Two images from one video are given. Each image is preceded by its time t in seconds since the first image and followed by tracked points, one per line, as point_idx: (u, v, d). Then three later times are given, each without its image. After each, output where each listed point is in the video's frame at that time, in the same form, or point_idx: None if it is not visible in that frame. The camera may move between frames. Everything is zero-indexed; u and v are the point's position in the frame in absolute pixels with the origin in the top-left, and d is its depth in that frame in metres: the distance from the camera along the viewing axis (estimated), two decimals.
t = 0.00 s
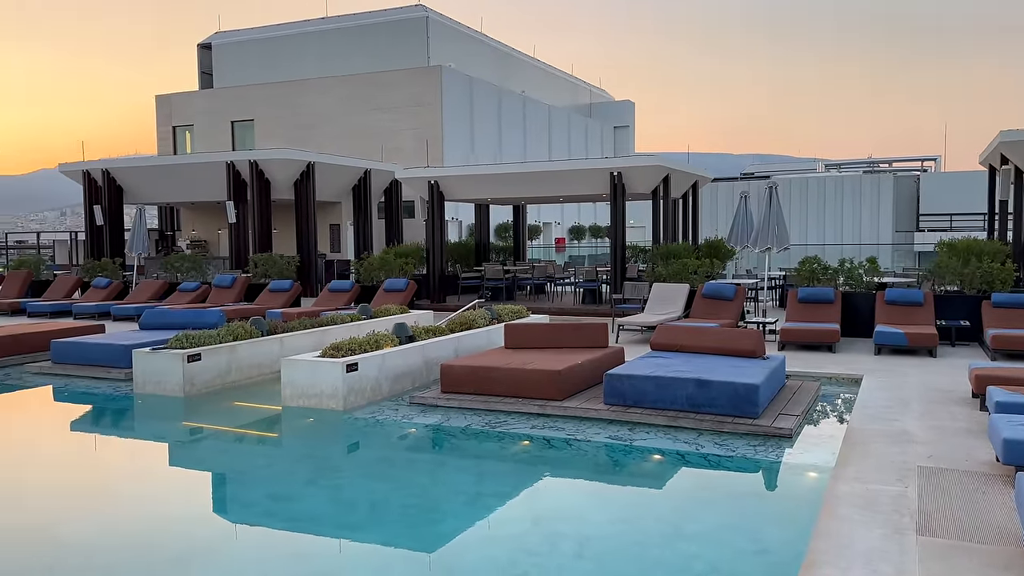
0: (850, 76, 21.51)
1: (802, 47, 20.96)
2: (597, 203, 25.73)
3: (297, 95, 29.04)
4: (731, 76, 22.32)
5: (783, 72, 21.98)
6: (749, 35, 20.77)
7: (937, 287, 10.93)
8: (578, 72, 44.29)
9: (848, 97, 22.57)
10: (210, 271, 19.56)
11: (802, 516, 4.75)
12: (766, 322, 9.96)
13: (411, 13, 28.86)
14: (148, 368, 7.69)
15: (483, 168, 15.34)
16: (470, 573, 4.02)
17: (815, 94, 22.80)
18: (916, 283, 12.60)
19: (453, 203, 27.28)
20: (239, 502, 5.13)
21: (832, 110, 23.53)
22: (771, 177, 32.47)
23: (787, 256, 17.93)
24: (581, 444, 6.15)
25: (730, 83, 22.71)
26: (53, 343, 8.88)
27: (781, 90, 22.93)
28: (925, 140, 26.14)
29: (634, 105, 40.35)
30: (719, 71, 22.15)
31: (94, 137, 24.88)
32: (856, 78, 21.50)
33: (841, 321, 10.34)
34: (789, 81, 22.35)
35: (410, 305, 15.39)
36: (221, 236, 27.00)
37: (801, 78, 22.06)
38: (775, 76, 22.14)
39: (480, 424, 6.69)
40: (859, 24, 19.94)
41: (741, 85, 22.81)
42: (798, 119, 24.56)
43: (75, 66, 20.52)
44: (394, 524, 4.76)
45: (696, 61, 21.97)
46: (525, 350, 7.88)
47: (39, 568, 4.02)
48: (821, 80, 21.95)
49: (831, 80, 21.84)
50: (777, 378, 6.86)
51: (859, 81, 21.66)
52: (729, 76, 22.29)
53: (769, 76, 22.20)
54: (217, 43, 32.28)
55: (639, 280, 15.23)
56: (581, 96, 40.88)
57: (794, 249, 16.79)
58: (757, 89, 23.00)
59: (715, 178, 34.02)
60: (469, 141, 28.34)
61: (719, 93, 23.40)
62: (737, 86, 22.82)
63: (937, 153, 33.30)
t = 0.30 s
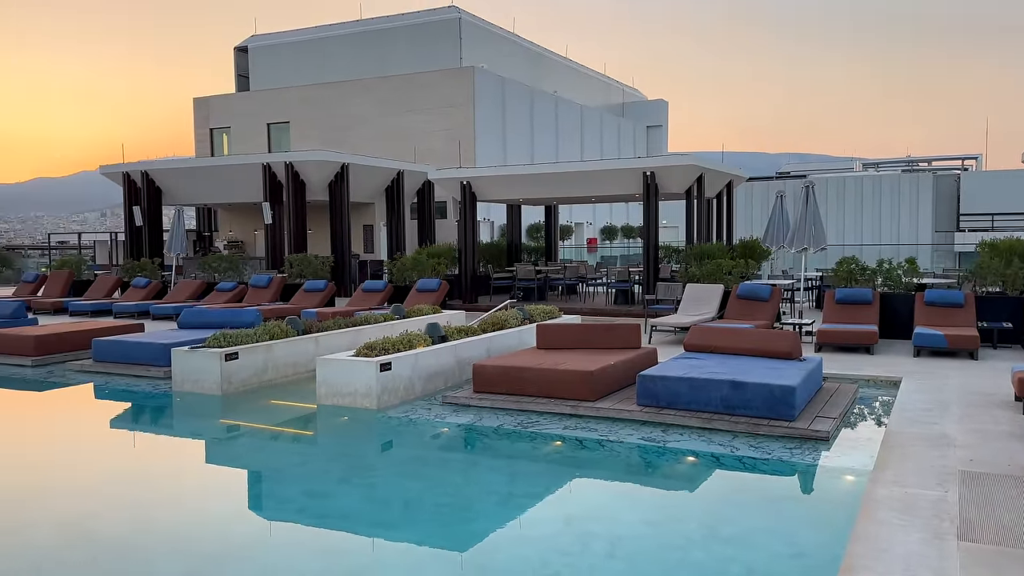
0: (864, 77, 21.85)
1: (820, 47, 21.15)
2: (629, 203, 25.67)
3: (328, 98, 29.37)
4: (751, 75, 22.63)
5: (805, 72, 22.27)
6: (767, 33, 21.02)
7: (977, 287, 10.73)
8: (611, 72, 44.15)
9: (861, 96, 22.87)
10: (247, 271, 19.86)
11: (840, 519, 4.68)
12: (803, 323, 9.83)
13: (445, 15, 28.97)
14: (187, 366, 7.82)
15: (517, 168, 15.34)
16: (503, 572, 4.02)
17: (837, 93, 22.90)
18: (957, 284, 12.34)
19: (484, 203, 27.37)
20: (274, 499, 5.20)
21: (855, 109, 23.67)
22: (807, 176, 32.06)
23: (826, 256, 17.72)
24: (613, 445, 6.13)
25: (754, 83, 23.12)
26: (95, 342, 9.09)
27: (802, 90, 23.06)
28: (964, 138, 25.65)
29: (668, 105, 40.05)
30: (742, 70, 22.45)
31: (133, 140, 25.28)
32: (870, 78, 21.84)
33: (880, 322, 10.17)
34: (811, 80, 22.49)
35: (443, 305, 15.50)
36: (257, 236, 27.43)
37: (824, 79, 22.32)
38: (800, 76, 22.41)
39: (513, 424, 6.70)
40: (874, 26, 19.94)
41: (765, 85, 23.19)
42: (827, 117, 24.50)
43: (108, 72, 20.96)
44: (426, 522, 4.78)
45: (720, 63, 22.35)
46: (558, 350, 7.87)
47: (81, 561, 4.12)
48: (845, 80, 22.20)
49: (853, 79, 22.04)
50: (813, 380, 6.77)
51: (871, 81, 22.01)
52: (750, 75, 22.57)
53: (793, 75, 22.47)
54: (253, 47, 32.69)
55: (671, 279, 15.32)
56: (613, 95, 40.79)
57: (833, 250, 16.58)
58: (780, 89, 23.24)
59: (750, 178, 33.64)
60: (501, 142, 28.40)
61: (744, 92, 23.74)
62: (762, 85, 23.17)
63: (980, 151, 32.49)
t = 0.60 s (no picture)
0: (876, 77, 21.43)
1: (838, 47, 20.88)
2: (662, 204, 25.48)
3: (360, 99, 29.68)
4: (779, 74, 22.64)
5: (831, 72, 21.84)
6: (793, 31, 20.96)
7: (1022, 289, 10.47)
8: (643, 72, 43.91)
9: (878, 97, 22.47)
10: (284, 271, 20.13)
11: (880, 523, 4.59)
12: (841, 325, 9.69)
13: (480, 16, 29.15)
14: (226, 365, 7.95)
15: (551, 168, 15.36)
16: (537, 573, 4.02)
17: (860, 93, 22.46)
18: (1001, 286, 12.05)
19: (517, 204, 27.37)
20: (310, 497, 5.25)
21: (888, 110, 23.37)
22: (846, 176, 31.54)
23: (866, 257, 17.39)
24: (648, 446, 6.09)
25: (781, 80, 22.94)
26: (136, 340, 9.29)
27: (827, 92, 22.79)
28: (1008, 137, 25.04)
29: (703, 104, 39.67)
30: (771, 68, 22.44)
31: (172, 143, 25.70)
32: (881, 78, 21.43)
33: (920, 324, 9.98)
34: (837, 83, 22.21)
35: (476, 305, 15.57)
36: (293, 237, 27.78)
37: (852, 81, 21.92)
38: (825, 76, 22.01)
39: (546, 424, 6.70)
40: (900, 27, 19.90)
41: (795, 84, 22.90)
42: (861, 119, 24.17)
43: (149, 74, 21.36)
44: (460, 522, 4.79)
45: (750, 59, 22.41)
46: (592, 351, 7.86)
47: (123, 556, 4.19)
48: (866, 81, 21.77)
49: (863, 80, 21.63)
50: (852, 382, 6.67)
51: (885, 81, 21.61)
52: (777, 74, 22.68)
53: (817, 74, 22.10)
54: (291, 50, 33.23)
55: (706, 279, 15.23)
56: (647, 95, 40.63)
57: (872, 250, 16.33)
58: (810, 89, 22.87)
59: (787, 177, 33.16)
60: (534, 142, 28.43)
61: (775, 90, 23.57)
62: (791, 84, 22.91)
63: None
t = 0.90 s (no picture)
0: (921, 80, 21.27)
1: (877, 54, 20.63)
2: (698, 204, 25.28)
3: (394, 101, 29.94)
4: (813, 78, 22.55)
5: (870, 74, 21.30)
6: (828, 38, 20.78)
7: None
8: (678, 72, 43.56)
9: (920, 100, 22.28)
10: (321, 271, 20.39)
11: (923, 529, 4.48)
12: (882, 326, 9.50)
13: (514, 16, 29.19)
14: (265, 363, 8.07)
15: (585, 168, 15.32)
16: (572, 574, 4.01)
17: (898, 96, 22.24)
18: None
19: (551, 205, 27.34)
20: (346, 495, 5.30)
21: (929, 115, 23.02)
22: (887, 174, 30.95)
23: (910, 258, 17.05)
24: (684, 449, 6.05)
25: (818, 81, 22.53)
26: (178, 339, 9.46)
27: (865, 97, 22.61)
28: None
29: (740, 102, 39.14)
30: (806, 71, 22.38)
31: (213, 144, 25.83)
32: (923, 81, 21.26)
33: (965, 326, 9.75)
34: (875, 88, 21.98)
35: (510, 305, 15.60)
36: (331, 238, 28.18)
37: (891, 81, 21.43)
38: (863, 78, 21.50)
39: (581, 425, 6.68)
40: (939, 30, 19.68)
41: (833, 86, 22.37)
42: (901, 120, 23.87)
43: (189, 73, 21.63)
44: (496, 521, 4.80)
45: (785, 62, 22.43)
46: (626, 352, 7.83)
47: (166, 552, 4.27)
48: (902, 83, 21.51)
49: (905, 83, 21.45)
50: (894, 385, 6.55)
51: (926, 83, 21.46)
52: (811, 79, 22.61)
53: (856, 84, 21.86)
54: (328, 53, 33.68)
55: (744, 280, 15.06)
56: (683, 93, 40.32)
57: (916, 251, 16.02)
58: (848, 92, 22.32)
59: (827, 176, 32.65)
60: (568, 143, 28.38)
61: (813, 90, 23.12)
62: (828, 86, 22.42)
63: None
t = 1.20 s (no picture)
0: (950, 80, 22.20)
1: (906, 54, 21.62)
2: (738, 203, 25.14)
3: (430, 103, 30.20)
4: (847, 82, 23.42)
5: (887, 74, 22.35)
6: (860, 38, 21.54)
7: None
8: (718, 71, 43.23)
9: (953, 97, 22.90)
10: (360, 272, 20.62)
11: (972, 536, 4.36)
12: (929, 329, 9.27)
13: (551, 16, 29.21)
14: (305, 362, 8.19)
15: (623, 168, 15.27)
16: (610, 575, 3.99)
17: (933, 93, 22.87)
18: None
19: (589, 205, 27.29)
20: (385, 493, 5.36)
21: (965, 109, 23.41)
22: (933, 173, 30.35)
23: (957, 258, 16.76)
24: (724, 452, 5.98)
25: (836, 81, 23.77)
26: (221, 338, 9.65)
27: (898, 94, 23.16)
28: None
29: (781, 101, 38.66)
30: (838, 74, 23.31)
31: (256, 147, 26.34)
32: (952, 82, 22.10)
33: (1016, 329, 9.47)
34: (907, 86, 22.76)
35: (546, 306, 15.60)
36: (369, 239, 28.57)
37: (910, 81, 22.47)
38: (880, 78, 22.56)
39: (619, 427, 6.65)
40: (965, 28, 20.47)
41: (851, 87, 23.47)
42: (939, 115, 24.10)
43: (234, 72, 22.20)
44: (534, 522, 4.80)
45: (818, 61, 23.35)
46: (665, 353, 7.77)
47: (210, 548, 4.35)
48: (935, 79, 22.32)
49: (937, 83, 22.34)
50: (941, 389, 6.39)
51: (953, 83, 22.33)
52: (842, 80, 23.39)
53: (891, 78, 22.58)
54: (367, 56, 34.16)
55: (786, 281, 14.85)
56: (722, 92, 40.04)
57: (964, 251, 15.72)
58: (866, 92, 23.42)
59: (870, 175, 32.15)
60: (606, 144, 28.26)
61: (835, 90, 24.29)
62: (846, 87, 23.61)
63: None
